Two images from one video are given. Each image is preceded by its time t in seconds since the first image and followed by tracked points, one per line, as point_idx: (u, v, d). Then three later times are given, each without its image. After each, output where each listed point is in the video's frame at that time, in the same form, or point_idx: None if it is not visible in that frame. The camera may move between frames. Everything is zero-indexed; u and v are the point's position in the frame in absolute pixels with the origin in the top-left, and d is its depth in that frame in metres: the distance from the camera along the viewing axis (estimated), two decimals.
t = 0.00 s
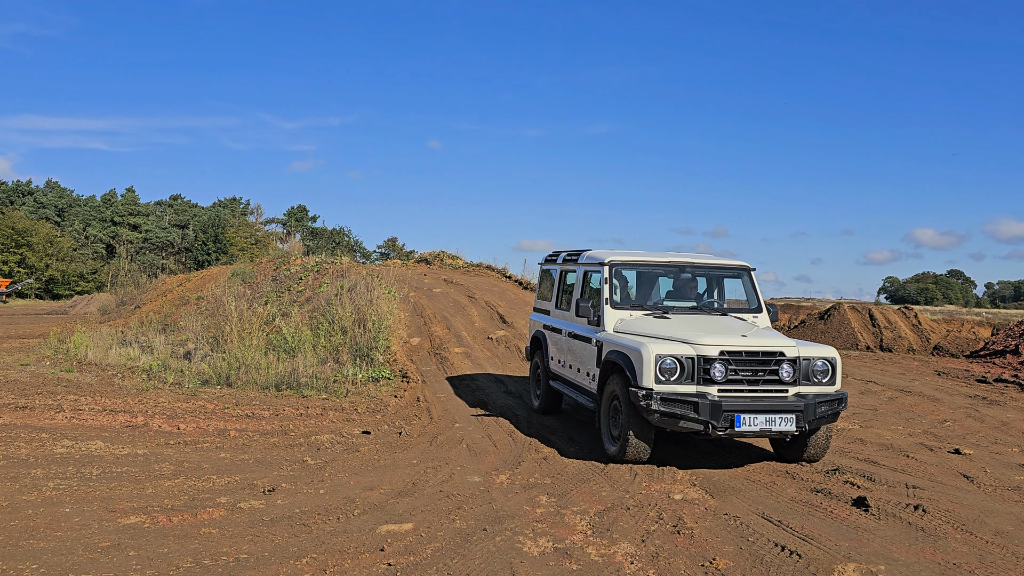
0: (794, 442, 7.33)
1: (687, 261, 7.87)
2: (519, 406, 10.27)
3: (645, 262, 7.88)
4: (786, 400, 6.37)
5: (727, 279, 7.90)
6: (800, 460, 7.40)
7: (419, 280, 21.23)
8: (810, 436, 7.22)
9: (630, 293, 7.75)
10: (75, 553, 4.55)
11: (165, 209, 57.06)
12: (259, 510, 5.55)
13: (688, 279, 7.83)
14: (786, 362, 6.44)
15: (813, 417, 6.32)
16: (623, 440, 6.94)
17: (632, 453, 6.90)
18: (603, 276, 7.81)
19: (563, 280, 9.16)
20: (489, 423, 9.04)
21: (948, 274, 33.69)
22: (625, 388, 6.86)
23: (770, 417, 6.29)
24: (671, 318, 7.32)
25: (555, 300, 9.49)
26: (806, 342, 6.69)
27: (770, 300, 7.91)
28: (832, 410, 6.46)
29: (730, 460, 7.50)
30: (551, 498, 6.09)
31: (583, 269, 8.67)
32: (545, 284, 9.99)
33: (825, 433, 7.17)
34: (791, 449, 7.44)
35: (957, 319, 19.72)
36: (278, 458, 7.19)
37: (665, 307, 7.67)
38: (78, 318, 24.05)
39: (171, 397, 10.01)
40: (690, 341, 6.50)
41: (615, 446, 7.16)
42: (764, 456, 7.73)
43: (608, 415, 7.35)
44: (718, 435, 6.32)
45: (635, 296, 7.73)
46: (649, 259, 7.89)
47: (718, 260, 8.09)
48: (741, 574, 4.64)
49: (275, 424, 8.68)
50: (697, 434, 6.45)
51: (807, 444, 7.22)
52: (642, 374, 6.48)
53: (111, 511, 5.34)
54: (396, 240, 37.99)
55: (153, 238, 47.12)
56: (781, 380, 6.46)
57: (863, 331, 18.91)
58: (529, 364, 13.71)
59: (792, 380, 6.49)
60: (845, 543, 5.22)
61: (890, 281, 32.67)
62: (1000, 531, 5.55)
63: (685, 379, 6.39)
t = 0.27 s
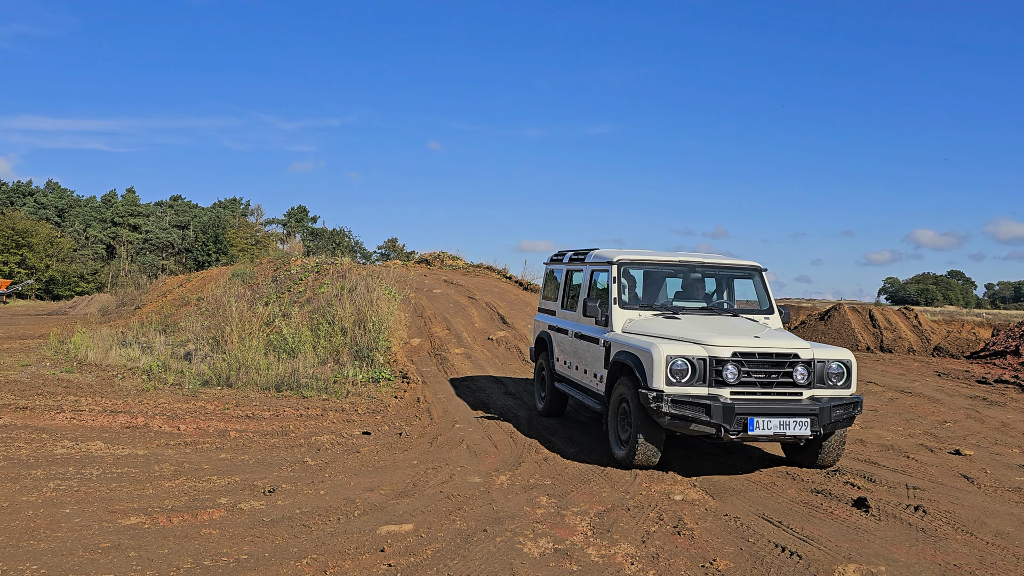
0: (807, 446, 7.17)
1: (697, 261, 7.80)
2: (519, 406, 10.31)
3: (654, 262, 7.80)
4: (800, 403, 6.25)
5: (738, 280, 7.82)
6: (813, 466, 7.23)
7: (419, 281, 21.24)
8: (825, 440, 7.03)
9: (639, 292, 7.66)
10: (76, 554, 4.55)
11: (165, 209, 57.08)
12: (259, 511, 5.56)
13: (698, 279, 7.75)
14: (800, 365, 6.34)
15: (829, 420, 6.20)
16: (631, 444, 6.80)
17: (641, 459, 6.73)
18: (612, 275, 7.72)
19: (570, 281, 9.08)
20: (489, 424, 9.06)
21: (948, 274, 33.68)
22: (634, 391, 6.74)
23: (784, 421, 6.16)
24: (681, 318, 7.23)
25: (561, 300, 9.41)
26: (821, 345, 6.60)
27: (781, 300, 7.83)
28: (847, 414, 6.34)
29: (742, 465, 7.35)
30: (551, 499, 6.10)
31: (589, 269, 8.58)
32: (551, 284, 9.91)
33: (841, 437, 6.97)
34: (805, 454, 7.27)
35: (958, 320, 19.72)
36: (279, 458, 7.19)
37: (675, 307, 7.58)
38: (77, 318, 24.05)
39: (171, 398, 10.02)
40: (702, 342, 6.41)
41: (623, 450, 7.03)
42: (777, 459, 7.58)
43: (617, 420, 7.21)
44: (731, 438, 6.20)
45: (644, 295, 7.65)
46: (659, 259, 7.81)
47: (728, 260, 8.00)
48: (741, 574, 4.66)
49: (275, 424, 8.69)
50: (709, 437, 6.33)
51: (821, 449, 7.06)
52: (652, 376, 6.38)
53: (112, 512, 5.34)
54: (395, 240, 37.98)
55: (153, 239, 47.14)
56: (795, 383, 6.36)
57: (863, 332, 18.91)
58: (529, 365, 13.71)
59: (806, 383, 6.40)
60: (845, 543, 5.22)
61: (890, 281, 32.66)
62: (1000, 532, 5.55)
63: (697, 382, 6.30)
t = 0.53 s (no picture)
0: (822, 451, 7.02)
1: (706, 261, 7.70)
2: (520, 406, 10.36)
3: (663, 262, 7.71)
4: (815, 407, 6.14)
5: (748, 280, 7.73)
6: (827, 471, 7.09)
7: (419, 281, 21.25)
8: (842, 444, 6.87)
9: (648, 293, 7.57)
10: (76, 554, 4.55)
11: (166, 210, 57.03)
12: (260, 511, 5.56)
13: (708, 279, 7.66)
14: (814, 367, 6.23)
15: (844, 425, 6.10)
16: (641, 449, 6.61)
17: (651, 463, 6.56)
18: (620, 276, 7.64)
19: (576, 281, 9.00)
20: (489, 424, 9.08)
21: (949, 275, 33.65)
22: (644, 394, 6.59)
23: (798, 426, 6.06)
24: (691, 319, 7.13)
25: (565, 301, 9.33)
26: (835, 347, 6.49)
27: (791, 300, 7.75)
28: (862, 418, 6.25)
29: (752, 470, 7.19)
30: (551, 499, 6.10)
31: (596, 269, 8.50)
32: (556, 285, 9.83)
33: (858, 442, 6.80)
34: (816, 459, 7.13)
35: (958, 320, 19.71)
36: (279, 459, 7.19)
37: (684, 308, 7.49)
38: (78, 319, 24.07)
39: (171, 398, 10.03)
40: (713, 344, 6.29)
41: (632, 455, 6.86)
42: (789, 465, 7.43)
43: (626, 423, 7.07)
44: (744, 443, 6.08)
45: (653, 296, 7.56)
46: (668, 258, 7.72)
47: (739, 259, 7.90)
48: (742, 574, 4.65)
49: (275, 424, 8.70)
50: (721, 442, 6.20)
51: (836, 455, 6.91)
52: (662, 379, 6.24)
53: (112, 512, 5.34)
54: (396, 240, 37.98)
55: (154, 239, 47.16)
56: (809, 386, 6.25)
57: (863, 332, 18.89)
58: (529, 365, 13.72)
59: (821, 387, 6.29)
60: (846, 544, 5.21)
61: (891, 281, 32.64)
62: (1001, 532, 5.54)
63: (709, 385, 6.17)
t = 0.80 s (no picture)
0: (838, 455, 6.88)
1: (715, 260, 7.61)
2: (520, 406, 10.39)
3: (670, 262, 7.58)
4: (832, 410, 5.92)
5: (756, 279, 7.66)
6: (843, 475, 6.93)
7: (419, 281, 21.26)
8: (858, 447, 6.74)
9: (657, 294, 7.43)
10: (76, 554, 4.55)
11: (165, 210, 57.02)
12: (260, 511, 5.55)
13: (717, 279, 7.55)
14: (830, 369, 6.02)
15: (861, 428, 5.89)
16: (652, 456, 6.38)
17: (663, 470, 6.32)
18: (627, 277, 7.50)
19: (580, 282, 8.88)
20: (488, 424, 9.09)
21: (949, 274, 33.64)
22: (654, 398, 6.37)
23: (814, 429, 5.85)
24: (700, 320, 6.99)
25: (570, 302, 9.19)
26: (850, 348, 6.28)
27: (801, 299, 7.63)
28: (880, 421, 6.04)
29: (766, 475, 7.04)
30: (551, 499, 6.09)
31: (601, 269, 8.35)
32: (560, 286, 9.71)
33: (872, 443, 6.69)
34: (832, 463, 7.01)
35: (958, 319, 19.72)
36: (279, 459, 7.18)
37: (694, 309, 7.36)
38: (77, 319, 24.07)
39: (171, 398, 10.02)
40: (725, 346, 6.09)
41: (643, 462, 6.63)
42: (803, 470, 7.26)
43: (634, 429, 6.85)
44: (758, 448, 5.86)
45: (662, 297, 7.43)
46: (676, 258, 7.60)
47: (748, 258, 7.79)
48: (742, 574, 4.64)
49: (275, 424, 8.70)
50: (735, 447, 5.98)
51: (852, 458, 6.78)
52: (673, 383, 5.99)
53: (112, 512, 5.34)
54: (395, 240, 37.97)
55: (153, 239, 47.14)
56: (825, 388, 6.03)
57: (863, 332, 18.89)
58: (529, 365, 13.71)
59: (837, 389, 6.06)
60: (846, 544, 5.21)
61: (891, 281, 32.64)
62: (1001, 531, 5.55)
63: (721, 389, 5.94)
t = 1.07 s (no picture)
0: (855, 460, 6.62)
1: (724, 258, 7.29)
2: (518, 405, 10.40)
3: (678, 261, 7.26)
4: (852, 416, 5.63)
5: (765, 278, 7.37)
6: (862, 481, 6.67)
7: (417, 280, 21.26)
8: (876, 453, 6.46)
9: (664, 294, 7.11)
10: (74, 553, 4.55)
11: (163, 209, 56.94)
12: (258, 510, 5.55)
13: (726, 278, 7.25)
14: (847, 373, 5.75)
15: (883, 435, 5.61)
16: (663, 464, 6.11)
17: (675, 480, 6.06)
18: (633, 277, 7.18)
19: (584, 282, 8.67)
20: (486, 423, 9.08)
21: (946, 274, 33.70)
22: (664, 405, 6.08)
23: (834, 437, 5.55)
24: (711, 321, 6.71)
25: (573, 302, 8.97)
26: (868, 350, 6.01)
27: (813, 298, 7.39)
28: (900, 427, 5.76)
29: (781, 481, 6.78)
30: (549, 498, 6.09)
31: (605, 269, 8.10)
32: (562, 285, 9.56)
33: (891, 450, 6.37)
34: (850, 467, 6.74)
35: (956, 319, 19.77)
36: (277, 458, 7.17)
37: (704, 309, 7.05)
38: (75, 318, 24.05)
39: (169, 397, 10.02)
40: (739, 350, 5.79)
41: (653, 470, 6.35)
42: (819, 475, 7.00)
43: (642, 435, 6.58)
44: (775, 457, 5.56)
45: (670, 298, 7.11)
46: (684, 256, 7.27)
47: (758, 257, 7.52)
48: (739, 573, 4.65)
49: (273, 423, 8.69)
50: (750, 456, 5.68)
51: (870, 464, 6.51)
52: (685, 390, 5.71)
53: (110, 511, 5.33)
54: (394, 239, 37.98)
55: (151, 238, 47.08)
56: (843, 393, 5.76)
57: (861, 331, 18.91)
58: (528, 365, 13.69)
59: (855, 394, 5.79)
60: (843, 542, 5.22)
61: (888, 279, 32.72)
62: (998, 530, 5.56)
63: (734, 396, 5.66)
